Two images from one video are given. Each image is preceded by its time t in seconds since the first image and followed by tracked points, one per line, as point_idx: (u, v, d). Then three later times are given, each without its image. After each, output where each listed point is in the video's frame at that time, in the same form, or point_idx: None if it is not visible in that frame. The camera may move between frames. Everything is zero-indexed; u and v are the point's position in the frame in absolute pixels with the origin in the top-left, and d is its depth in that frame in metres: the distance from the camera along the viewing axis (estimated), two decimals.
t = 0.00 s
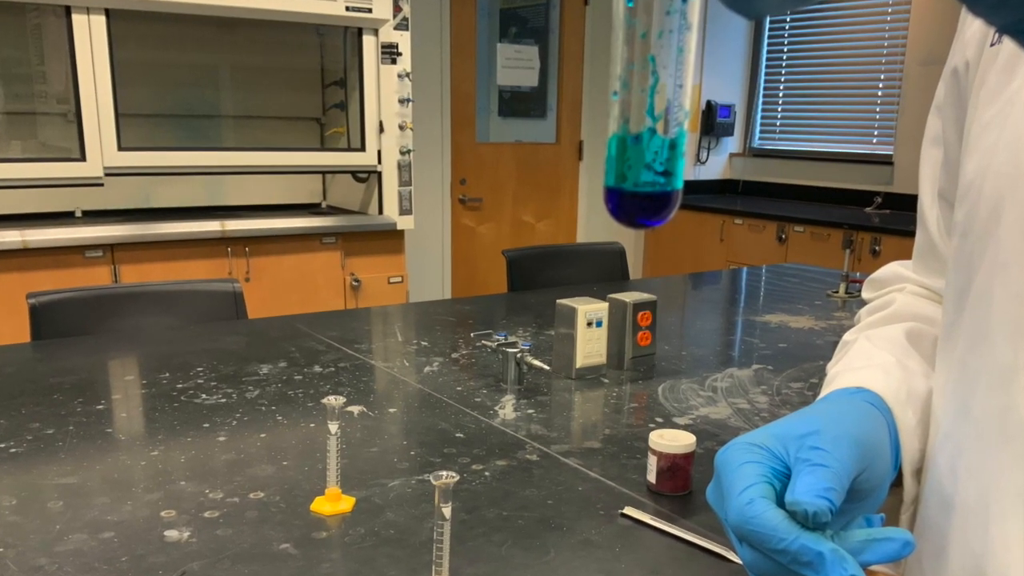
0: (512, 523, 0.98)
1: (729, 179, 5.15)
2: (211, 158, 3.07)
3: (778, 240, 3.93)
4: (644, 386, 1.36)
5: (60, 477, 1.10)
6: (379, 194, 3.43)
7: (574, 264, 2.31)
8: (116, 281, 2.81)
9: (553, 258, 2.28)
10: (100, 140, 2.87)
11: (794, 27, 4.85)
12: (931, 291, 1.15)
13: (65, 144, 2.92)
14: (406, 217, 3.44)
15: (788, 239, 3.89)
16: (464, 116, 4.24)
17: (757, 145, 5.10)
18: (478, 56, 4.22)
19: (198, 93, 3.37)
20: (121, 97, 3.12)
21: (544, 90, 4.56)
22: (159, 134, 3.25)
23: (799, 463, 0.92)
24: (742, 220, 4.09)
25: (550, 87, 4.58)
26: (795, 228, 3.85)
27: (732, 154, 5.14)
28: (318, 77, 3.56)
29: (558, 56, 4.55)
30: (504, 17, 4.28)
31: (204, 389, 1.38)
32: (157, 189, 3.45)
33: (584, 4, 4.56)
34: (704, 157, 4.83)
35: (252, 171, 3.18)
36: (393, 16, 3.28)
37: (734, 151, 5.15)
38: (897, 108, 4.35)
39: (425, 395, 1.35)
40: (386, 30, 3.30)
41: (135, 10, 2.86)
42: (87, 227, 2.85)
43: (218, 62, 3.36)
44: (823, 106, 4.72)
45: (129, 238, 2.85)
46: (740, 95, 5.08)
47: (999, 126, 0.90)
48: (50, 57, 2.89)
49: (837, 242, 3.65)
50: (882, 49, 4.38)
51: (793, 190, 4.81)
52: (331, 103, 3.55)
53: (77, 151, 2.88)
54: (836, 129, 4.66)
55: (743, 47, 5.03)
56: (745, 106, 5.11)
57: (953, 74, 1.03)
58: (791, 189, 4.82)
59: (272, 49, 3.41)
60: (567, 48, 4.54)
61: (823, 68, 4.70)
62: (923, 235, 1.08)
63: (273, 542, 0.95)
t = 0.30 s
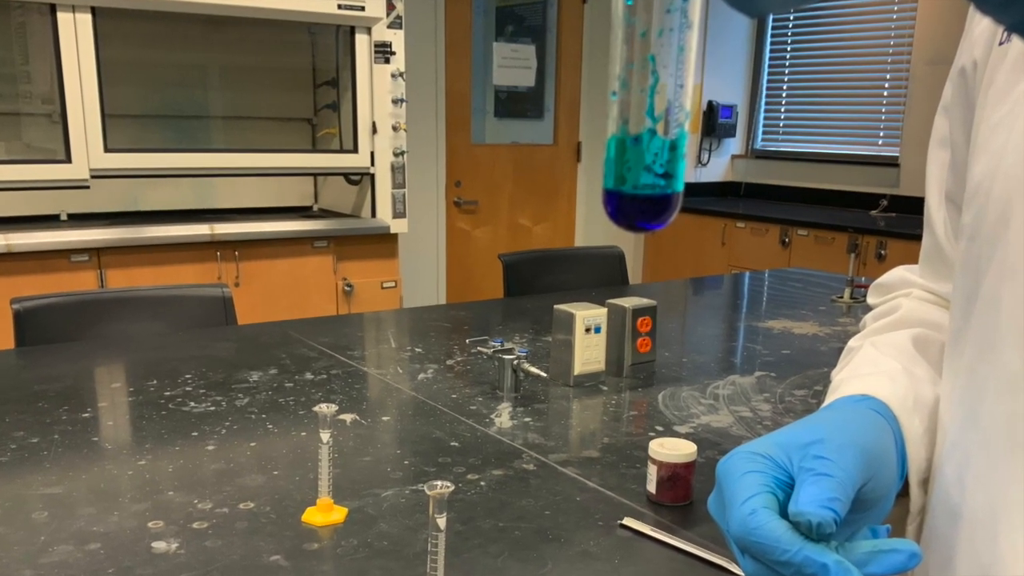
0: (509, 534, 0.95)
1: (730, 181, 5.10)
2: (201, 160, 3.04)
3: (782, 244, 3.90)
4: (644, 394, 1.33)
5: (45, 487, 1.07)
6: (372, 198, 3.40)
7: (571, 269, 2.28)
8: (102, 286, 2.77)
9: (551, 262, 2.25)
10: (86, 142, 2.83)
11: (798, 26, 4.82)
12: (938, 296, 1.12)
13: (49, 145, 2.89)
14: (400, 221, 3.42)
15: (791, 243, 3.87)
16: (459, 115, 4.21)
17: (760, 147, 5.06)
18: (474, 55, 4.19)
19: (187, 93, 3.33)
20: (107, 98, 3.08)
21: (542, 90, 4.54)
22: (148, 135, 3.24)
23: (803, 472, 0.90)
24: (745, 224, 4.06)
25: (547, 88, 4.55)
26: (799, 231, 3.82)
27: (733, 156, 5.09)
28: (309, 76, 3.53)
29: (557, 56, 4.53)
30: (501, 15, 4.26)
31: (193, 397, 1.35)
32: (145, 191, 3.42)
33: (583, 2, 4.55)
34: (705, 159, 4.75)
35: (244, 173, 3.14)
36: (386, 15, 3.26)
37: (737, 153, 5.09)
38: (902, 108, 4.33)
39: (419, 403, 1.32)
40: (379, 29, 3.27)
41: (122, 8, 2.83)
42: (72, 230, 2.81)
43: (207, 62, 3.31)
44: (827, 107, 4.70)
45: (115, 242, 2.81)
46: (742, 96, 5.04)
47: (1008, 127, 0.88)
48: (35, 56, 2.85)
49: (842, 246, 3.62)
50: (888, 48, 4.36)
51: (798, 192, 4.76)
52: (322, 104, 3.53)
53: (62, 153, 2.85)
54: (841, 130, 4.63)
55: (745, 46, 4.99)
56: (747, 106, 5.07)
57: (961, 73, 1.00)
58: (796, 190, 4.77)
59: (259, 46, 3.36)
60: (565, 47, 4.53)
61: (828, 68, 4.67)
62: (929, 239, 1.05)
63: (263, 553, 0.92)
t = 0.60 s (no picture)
0: (505, 547, 0.92)
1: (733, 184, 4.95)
2: (188, 163, 3.00)
3: (786, 248, 3.83)
4: (644, 402, 1.30)
5: (28, 498, 1.04)
6: (364, 201, 3.37)
7: (568, 274, 2.25)
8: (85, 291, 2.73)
9: (547, 267, 2.22)
10: (70, 143, 2.80)
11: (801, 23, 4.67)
12: (946, 302, 1.09)
13: (34, 147, 2.84)
14: (392, 224, 3.38)
15: (795, 247, 3.80)
16: (453, 116, 4.17)
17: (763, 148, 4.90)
18: (468, 55, 4.16)
19: (174, 94, 3.30)
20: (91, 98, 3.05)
21: (539, 90, 4.52)
22: (134, 136, 3.19)
23: (807, 483, 0.88)
24: (747, 227, 4.01)
25: (544, 87, 4.53)
26: (802, 235, 3.76)
27: (736, 158, 4.93)
28: (299, 76, 3.50)
29: (554, 56, 4.50)
30: (497, 13, 4.22)
31: (180, 406, 1.31)
32: (130, 194, 3.38)
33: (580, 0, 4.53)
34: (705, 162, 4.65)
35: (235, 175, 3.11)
36: (379, 13, 3.23)
37: (739, 154, 4.94)
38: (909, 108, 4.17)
39: (413, 412, 1.28)
40: (371, 27, 3.23)
41: (106, 6, 2.78)
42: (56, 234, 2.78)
43: (194, 61, 3.29)
44: (831, 107, 4.54)
45: (99, 247, 2.77)
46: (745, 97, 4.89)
47: (1017, 128, 0.85)
48: (17, 55, 2.80)
49: (847, 250, 3.56)
50: (894, 46, 4.19)
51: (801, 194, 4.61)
52: (313, 104, 3.49)
53: (46, 154, 2.81)
54: (845, 131, 4.47)
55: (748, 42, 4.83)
56: (750, 108, 4.92)
57: (970, 73, 0.97)
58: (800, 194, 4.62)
59: (249, 46, 3.33)
60: (562, 45, 4.49)
61: (833, 67, 4.51)
62: (937, 244, 1.02)
63: (252, 566, 0.89)
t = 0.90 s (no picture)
0: (500, 559, 0.89)
1: (735, 187, 4.84)
2: (177, 165, 2.94)
3: (789, 253, 3.73)
4: (644, 411, 1.27)
5: (9, 510, 1.00)
6: (355, 202, 3.29)
7: (565, 279, 2.22)
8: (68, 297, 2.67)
9: (544, 272, 2.19)
10: (53, 142, 2.74)
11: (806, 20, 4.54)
12: (954, 308, 1.06)
13: (15, 149, 2.79)
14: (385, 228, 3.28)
15: (799, 251, 3.69)
16: (447, 117, 4.08)
17: (766, 150, 4.79)
18: (463, 55, 4.08)
19: (159, 94, 3.25)
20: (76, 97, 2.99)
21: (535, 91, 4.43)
22: (119, 137, 3.13)
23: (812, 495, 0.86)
24: (750, 231, 3.88)
25: (541, 87, 4.45)
26: (807, 239, 3.64)
27: (738, 160, 4.81)
28: (289, 76, 3.46)
29: (550, 56, 4.42)
30: (493, 11, 4.15)
31: (166, 415, 1.28)
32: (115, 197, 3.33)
33: None
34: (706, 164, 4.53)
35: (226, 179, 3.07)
36: (371, 10, 3.14)
37: (741, 156, 4.82)
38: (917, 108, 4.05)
39: (406, 421, 1.24)
40: (364, 25, 3.16)
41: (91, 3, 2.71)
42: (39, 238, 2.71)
43: (182, 59, 3.24)
44: (835, 109, 4.42)
45: (81, 250, 2.71)
46: (746, 97, 4.76)
47: None
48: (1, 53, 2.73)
49: (853, 255, 3.46)
50: (901, 45, 4.07)
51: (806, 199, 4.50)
52: (303, 105, 3.43)
53: (28, 156, 2.76)
54: (851, 133, 4.36)
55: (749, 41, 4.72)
56: (752, 107, 4.78)
57: (979, 72, 0.94)
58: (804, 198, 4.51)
59: (229, 44, 3.26)
60: (559, 43, 4.41)
61: (838, 67, 4.39)
62: (945, 248, 0.99)
63: None
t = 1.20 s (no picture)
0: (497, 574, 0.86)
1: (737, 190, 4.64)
2: (176, 165, 2.78)
3: (793, 257, 3.60)
4: (643, 421, 1.23)
5: None
6: (347, 204, 3.12)
7: (562, 284, 2.17)
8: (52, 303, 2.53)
9: (541, 278, 2.14)
10: (36, 145, 2.57)
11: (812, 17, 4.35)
12: (963, 314, 1.03)
13: None
14: (378, 232, 3.13)
15: (803, 255, 3.56)
16: (441, 117, 3.92)
17: (769, 151, 4.59)
18: (457, 54, 3.91)
19: (146, 95, 3.06)
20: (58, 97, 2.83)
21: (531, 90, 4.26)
22: (106, 139, 2.96)
23: (816, 507, 0.83)
24: (752, 236, 3.76)
25: (538, 88, 4.28)
26: (811, 243, 3.52)
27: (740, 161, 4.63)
28: (278, 75, 3.26)
29: (549, 54, 4.26)
30: (488, 9, 3.99)
31: (151, 424, 1.23)
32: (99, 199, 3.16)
33: None
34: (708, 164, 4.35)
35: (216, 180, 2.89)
36: (363, 8, 2.96)
37: (744, 158, 4.65)
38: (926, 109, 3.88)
39: (399, 431, 1.20)
40: (355, 23, 2.97)
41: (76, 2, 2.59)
42: (20, 242, 2.56)
43: (168, 58, 3.06)
44: (840, 107, 4.25)
45: (67, 255, 2.56)
46: (749, 95, 4.56)
47: None
48: None
49: (858, 260, 3.35)
50: (908, 43, 3.92)
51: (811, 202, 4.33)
52: (293, 105, 3.25)
53: (11, 158, 2.58)
54: (856, 135, 4.19)
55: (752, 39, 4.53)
56: (755, 105, 4.60)
57: (988, 72, 0.91)
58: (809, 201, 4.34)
59: (224, 43, 3.11)
60: (556, 41, 4.24)
61: (843, 67, 4.21)
62: (953, 254, 0.97)
63: None
